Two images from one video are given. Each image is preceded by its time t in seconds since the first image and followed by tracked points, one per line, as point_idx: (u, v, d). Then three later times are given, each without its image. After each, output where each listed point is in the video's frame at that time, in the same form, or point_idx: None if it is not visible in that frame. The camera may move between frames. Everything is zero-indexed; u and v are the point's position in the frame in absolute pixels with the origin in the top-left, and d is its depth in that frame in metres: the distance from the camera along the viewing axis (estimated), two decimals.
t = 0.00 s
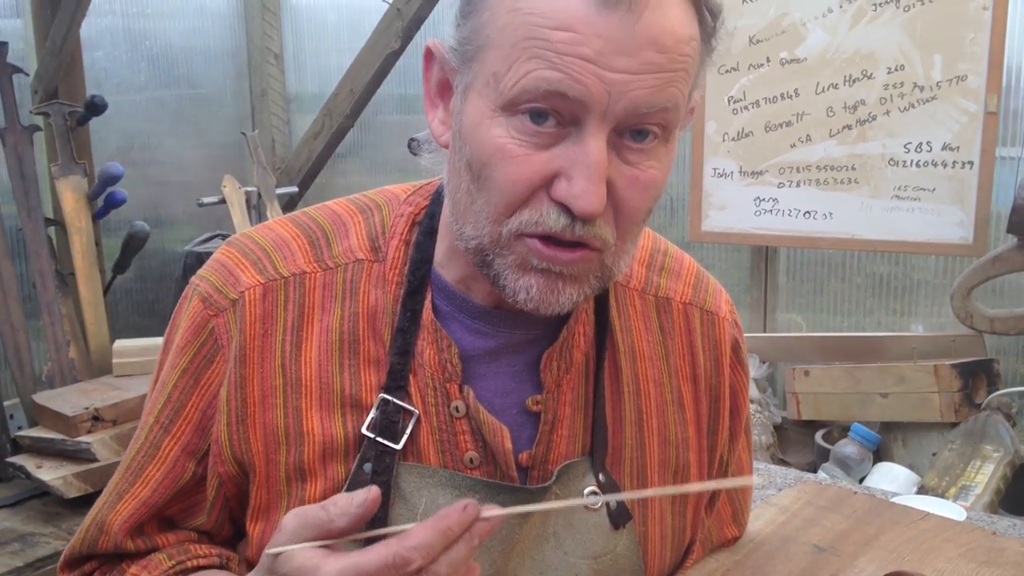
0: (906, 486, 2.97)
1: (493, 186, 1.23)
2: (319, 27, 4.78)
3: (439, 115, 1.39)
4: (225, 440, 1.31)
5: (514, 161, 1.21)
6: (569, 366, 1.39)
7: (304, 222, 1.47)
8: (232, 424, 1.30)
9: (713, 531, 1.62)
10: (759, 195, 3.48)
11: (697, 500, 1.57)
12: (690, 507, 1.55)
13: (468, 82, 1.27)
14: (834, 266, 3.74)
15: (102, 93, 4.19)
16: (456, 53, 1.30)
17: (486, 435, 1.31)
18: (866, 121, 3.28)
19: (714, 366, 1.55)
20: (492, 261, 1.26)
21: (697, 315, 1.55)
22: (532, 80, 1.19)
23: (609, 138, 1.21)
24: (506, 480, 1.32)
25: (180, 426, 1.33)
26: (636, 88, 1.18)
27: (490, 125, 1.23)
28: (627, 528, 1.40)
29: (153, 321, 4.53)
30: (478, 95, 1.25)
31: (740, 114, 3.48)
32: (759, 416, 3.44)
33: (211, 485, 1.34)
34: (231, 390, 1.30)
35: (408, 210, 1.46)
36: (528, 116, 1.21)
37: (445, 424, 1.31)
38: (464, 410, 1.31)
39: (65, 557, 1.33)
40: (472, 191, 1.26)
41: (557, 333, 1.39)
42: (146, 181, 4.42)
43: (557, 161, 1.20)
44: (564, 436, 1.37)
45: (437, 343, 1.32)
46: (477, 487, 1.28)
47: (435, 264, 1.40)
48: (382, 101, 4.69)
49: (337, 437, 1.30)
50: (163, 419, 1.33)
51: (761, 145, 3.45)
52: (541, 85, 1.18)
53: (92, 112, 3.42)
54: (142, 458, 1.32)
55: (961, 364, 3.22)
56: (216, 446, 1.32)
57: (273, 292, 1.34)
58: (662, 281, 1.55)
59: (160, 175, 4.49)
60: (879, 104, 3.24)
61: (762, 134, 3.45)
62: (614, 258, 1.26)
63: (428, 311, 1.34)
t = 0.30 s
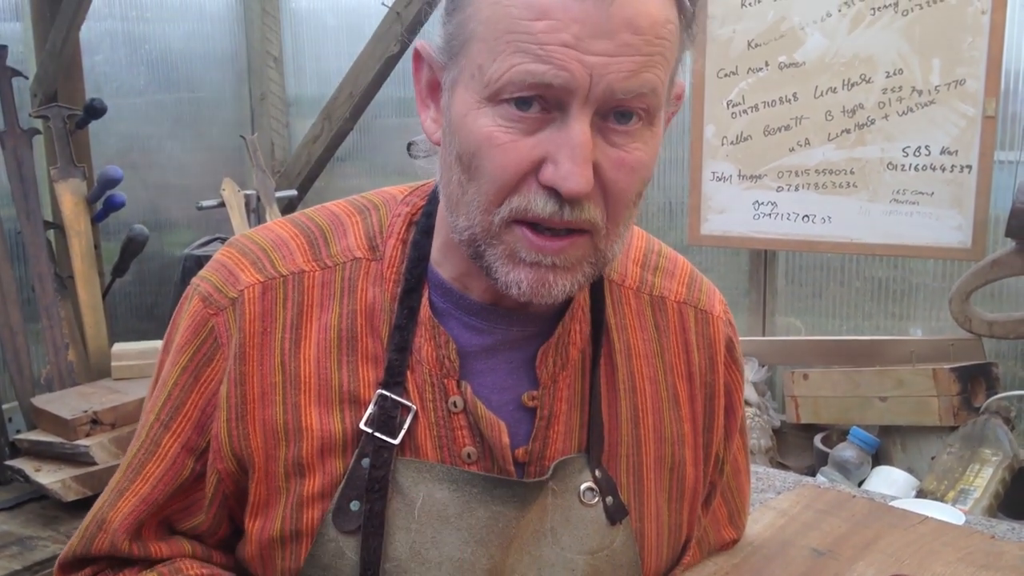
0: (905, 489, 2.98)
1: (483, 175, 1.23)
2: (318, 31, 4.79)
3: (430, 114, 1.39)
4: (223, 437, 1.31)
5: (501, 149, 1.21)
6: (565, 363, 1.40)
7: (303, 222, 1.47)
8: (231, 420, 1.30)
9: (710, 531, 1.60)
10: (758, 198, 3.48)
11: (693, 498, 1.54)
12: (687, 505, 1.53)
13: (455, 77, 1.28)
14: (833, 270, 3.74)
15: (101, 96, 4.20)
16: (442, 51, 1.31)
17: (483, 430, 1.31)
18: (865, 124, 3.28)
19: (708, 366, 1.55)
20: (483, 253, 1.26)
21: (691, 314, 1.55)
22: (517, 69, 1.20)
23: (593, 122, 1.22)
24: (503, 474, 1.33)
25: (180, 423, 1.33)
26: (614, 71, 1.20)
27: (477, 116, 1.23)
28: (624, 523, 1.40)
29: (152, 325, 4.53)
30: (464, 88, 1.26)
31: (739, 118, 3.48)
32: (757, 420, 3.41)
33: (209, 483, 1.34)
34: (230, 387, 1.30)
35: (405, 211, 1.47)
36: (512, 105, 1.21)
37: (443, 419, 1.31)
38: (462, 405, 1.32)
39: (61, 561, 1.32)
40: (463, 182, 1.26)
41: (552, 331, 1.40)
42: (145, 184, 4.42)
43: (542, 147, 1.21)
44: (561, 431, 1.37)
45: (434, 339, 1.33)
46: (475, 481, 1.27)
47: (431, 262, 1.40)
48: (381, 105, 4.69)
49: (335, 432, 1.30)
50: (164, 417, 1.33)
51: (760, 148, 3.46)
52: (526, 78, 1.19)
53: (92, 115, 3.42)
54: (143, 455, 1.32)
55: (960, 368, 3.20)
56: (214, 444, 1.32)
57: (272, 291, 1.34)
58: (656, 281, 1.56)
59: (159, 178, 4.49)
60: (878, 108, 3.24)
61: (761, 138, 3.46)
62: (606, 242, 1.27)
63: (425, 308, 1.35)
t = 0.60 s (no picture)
0: (906, 493, 2.98)
1: (480, 175, 1.23)
2: (319, 35, 4.79)
3: (428, 124, 1.39)
4: (224, 438, 1.31)
5: (497, 148, 1.21)
6: (560, 364, 1.40)
7: (302, 223, 1.47)
8: (230, 421, 1.30)
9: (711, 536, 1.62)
10: (759, 202, 3.48)
11: (691, 500, 1.54)
12: (685, 507, 1.53)
13: (451, 81, 1.28)
14: (833, 273, 3.74)
15: (102, 100, 4.21)
16: (438, 57, 1.32)
17: (478, 430, 1.31)
18: (865, 127, 3.28)
19: (707, 368, 1.54)
20: (480, 258, 1.26)
21: (690, 317, 1.55)
22: (511, 70, 1.21)
23: (588, 119, 1.22)
24: (499, 475, 1.32)
25: (184, 425, 1.33)
26: (606, 68, 1.20)
27: (472, 117, 1.24)
28: (620, 524, 1.40)
29: (153, 328, 4.53)
30: (461, 90, 1.26)
31: (739, 122, 3.48)
32: (758, 423, 3.43)
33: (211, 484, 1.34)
34: (230, 388, 1.30)
35: (404, 214, 1.47)
36: (506, 105, 1.22)
37: (439, 420, 1.32)
38: (458, 406, 1.32)
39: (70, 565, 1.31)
40: (459, 185, 1.26)
41: (546, 331, 1.40)
42: (146, 187, 4.43)
43: (538, 146, 1.21)
44: (556, 432, 1.37)
45: (431, 341, 1.33)
46: (470, 481, 1.27)
47: (430, 266, 1.40)
48: (382, 108, 4.70)
49: (332, 433, 1.30)
50: (169, 419, 1.33)
51: (761, 152, 3.46)
52: (520, 78, 1.20)
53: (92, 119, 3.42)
54: (150, 458, 1.32)
55: (963, 371, 3.20)
56: (214, 444, 1.32)
57: (271, 292, 1.35)
58: (655, 283, 1.56)
59: (160, 182, 4.50)
60: (878, 111, 3.25)
61: (761, 141, 3.46)
62: (604, 243, 1.27)
63: (422, 309, 1.35)
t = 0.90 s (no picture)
0: (907, 497, 2.98)
1: (499, 193, 1.23)
2: (319, 39, 4.79)
3: (445, 131, 1.39)
4: (226, 434, 1.31)
5: (519, 168, 1.21)
6: (565, 367, 1.40)
7: (310, 223, 1.48)
8: (233, 417, 1.31)
9: (714, 541, 1.61)
10: (759, 206, 3.49)
11: (693, 505, 1.54)
12: (687, 512, 1.53)
13: (474, 94, 1.28)
14: (834, 277, 3.74)
15: (103, 104, 4.22)
16: (461, 68, 1.31)
17: (484, 433, 1.31)
18: (866, 132, 3.29)
19: (712, 374, 1.54)
20: (495, 274, 1.27)
21: (695, 323, 1.55)
22: (540, 92, 1.20)
23: (611, 143, 1.23)
24: (502, 477, 1.33)
25: (185, 420, 1.33)
26: (632, 96, 1.20)
27: (495, 133, 1.24)
28: (622, 528, 1.40)
29: (154, 332, 4.53)
30: (484, 106, 1.26)
31: (739, 126, 3.49)
32: (759, 427, 3.43)
33: (211, 480, 1.34)
34: (233, 385, 1.31)
35: (412, 216, 1.47)
36: (531, 125, 1.22)
37: (444, 422, 1.32)
38: (463, 408, 1.32)
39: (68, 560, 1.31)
40: (478, 200, 1.27)
41: (550, 334, 1.39)
42: (147, 192, 4.44)
43: (560, 166, 1.21)
44: (559, 435, 1.38)
45: (437, 343, 1.34)
46: (474, 485, 1.27)
47: (437, 269, 1.40)
48: (382, 112, 4.70)
49: (336, 432, 1.30)
50: (169, 413, 1.33)
51: (761, 156, 3.47)
52: (548, 100, 1.20)
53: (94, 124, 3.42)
54: (150, 452, 1.33)
55: (964, 376, 3.22)
56: (216, 440, 1.32)
57: (277, 290, 1.35)
58: (660, 288, 1.56)
59: (161, 186, 4.50)
60: (878, 116, 3.25)
61: (762, 145, 3.46)
62: (619, 264, 1.28)
63: (428, 311, 1.36)
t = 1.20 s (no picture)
0: (907, 499, 2.98)
1: (498, 221, 1.23)
2: (321, 40, 4.79)
3: (445, 140, 1.37)
4: (230, 431, 1.31)
5: (518, 199, 1.20)
6: (569, 368, 1.39)
7: (313, 221, 1.48)
8: (238, 413, 1.30)
9: (715, 542, 1.63)
10: (761, 207, 3.49)
11: (696, 506, 1.54)
12: (690, 512, 1.53)
13: (474, 114, 1.25)
14: (835, 279, 3.73)
15: (105, 104, 4.22)
16: (462, 85, 1.28)
17: (488, 432, 1.30)
18: (867, 134, 3.29)
19: (714, 374, 1.54)
20: (493, 292, 1.29)
21: (698, 323, 1.55)
22: (538, 127, 1.17)
23: (611, 175, 1.20)
24: (507, 477, 1.32)
25: (188, 416, 1.33)
26: (633, 132, 1.18)
27: (494, 161, 1.22)
28: (626, 529, 1.40)
29: (155, 333, 4.53)
30: (483, 129, 1.23)
31: (741, 128, 3.49)
32: (760, 429, 3.43)
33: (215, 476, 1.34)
34: (237, 382, 1.31)
35: (415, 216, 1.47)
36: (530, 157, 1.19)
37: (448, 422, 1.31)
38: (467, 407, 1.32)
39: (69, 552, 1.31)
40: (477, 222, 1.26)
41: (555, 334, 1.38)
42: (148, 193, 4.44)
43: (559, 199, 1.20)
44: (563, 436, 1.37)
45: (440, 342, 1.33)
46: (478, 484, 1.28)
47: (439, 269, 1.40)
48: (384, 113, 4.70)
49: (341, 431, 1.30)
50: (172, 409, 1.33)
51: (762, 157, 3.46)
52: (547, 137, 1.17)
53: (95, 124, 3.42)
54: (152, 447, 1.32)
55: (965, 377, 3.21)
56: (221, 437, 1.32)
57: (281, 287, 1.35)
58: (663, 289, 1.55)
59: (162, 187, 4.51)
60: (880, 118, 3.25)
61: (763, 147, 3.46)
62: (613, 284, 1.28)
63: (431, 311, 1.35)
